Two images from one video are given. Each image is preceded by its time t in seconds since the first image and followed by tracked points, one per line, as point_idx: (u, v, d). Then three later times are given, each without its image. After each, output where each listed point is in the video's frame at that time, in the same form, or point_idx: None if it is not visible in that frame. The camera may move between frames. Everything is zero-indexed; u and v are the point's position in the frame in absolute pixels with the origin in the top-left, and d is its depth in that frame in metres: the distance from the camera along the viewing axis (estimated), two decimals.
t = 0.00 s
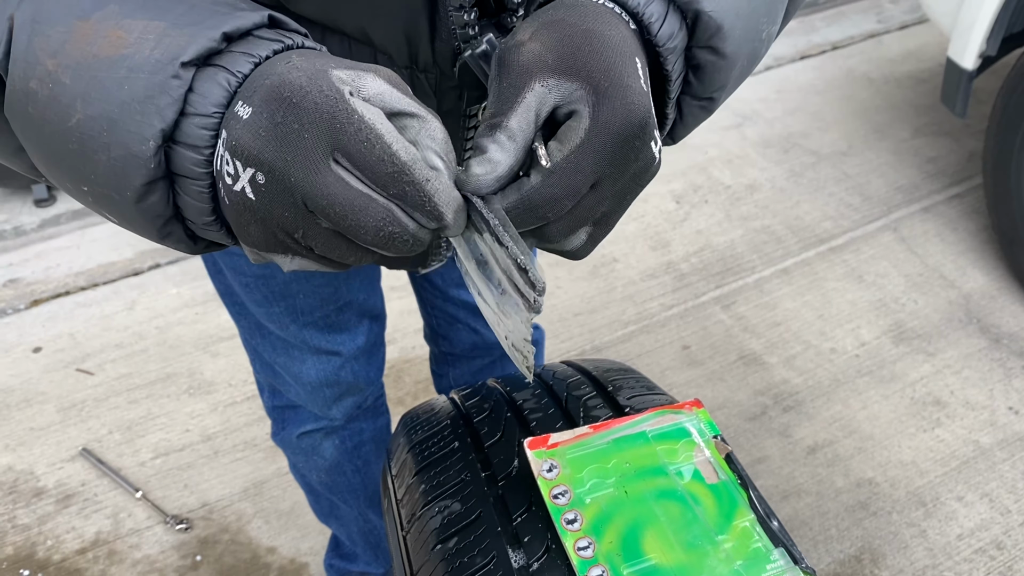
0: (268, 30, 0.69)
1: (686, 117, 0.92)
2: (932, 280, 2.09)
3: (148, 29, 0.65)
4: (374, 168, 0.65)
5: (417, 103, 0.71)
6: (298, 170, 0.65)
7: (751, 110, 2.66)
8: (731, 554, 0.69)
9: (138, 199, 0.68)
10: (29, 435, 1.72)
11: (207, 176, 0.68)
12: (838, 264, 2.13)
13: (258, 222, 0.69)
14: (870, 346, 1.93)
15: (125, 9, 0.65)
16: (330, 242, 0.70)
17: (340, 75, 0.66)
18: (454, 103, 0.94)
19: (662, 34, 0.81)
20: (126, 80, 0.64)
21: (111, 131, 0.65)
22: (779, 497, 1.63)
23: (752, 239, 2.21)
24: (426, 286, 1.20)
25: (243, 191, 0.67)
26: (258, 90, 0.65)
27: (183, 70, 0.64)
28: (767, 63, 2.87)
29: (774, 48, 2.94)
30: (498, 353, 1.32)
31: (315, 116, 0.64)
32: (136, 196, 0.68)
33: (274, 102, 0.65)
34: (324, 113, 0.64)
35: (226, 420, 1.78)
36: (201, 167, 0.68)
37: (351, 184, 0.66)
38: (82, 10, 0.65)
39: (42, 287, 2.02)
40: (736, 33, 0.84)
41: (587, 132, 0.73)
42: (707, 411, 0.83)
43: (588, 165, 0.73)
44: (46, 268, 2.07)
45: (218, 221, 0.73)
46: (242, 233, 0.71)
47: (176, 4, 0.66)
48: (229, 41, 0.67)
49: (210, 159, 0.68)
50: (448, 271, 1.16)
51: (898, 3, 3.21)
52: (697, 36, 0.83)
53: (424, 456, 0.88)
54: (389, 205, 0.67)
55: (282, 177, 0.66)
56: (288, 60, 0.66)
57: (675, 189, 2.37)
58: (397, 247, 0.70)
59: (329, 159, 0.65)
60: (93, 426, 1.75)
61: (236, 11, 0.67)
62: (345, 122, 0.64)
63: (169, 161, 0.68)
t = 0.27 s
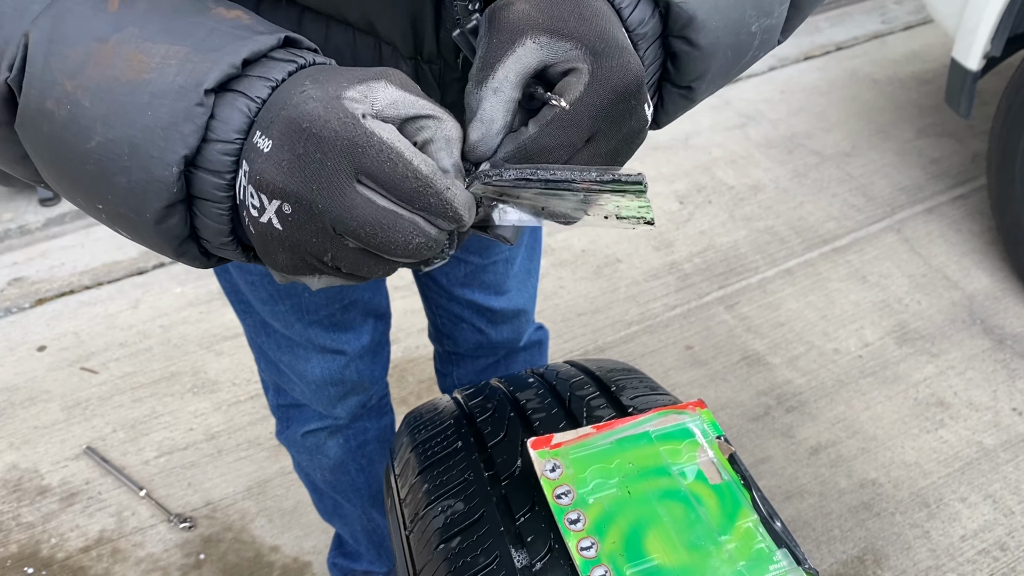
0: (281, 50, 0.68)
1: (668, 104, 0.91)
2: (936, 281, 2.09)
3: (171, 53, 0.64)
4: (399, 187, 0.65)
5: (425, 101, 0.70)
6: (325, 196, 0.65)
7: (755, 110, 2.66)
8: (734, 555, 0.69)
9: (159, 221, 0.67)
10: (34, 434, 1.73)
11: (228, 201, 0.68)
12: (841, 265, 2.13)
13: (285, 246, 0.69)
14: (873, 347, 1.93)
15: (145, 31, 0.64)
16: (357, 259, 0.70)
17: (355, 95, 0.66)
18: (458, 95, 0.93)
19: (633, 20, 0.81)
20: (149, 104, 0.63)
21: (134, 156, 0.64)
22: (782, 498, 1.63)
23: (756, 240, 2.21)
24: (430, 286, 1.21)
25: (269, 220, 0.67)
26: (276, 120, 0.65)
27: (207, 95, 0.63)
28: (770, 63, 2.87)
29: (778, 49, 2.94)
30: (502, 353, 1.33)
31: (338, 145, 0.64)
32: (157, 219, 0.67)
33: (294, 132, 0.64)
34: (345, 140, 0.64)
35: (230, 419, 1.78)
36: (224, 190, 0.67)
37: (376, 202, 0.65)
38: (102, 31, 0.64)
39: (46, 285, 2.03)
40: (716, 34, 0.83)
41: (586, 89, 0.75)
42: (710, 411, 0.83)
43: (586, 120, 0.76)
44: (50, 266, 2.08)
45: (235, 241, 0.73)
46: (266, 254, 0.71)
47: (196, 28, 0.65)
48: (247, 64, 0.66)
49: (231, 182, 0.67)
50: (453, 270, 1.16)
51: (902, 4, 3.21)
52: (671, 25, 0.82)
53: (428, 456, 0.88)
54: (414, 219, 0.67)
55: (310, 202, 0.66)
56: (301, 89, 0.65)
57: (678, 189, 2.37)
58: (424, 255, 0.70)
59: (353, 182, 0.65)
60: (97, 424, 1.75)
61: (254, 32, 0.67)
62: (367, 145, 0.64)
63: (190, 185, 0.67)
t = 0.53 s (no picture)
0: (188, 188, 0.55)
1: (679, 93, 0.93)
2: (938, 281, 2.09)
3: (65, 169, 0.51)
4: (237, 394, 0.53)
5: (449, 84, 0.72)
6: (156, 390, 0.53)
7: (758, 111, 2.66)
8: (734, 555, 0.70)
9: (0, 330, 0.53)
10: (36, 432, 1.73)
11: (77, 326, 0.53)
12: (843, 265, 2.13)
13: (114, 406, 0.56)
14: (875, 348, 1.93)
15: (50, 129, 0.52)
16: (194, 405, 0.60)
17: (227, 284, 0.53)
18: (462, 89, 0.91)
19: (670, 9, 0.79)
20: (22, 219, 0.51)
21: None
22: (783, 498, 1.63)
23: (758, 240, 2.21)
24: (433, 284, 1.21)
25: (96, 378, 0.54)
26: (131, 293, 0.51)
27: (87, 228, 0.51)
28: (773, 64, 2.87)
29: (781, 49, 2.93)
30: (504, 352, 1.33)
31: (187, 343, 0.52)
32: None
33: (140, 326, 0.51)
34: (192, 348, 0.51)
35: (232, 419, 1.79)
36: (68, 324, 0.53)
37: (202, 403, 0.53)
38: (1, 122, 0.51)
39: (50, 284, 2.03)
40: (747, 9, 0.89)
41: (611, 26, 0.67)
42: (711, 411, 0.83)
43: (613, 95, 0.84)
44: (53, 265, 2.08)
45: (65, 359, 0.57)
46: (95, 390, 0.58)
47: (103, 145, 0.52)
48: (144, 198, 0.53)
49: (87, 310, 0.53)
50: (455, 268, 1.16)
51: (905, 4, 3.20)
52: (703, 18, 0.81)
53: (428, 456, 0.88)
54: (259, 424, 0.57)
55: (139, 396, 0.53)
56: (172, 263, 0.52)
57: (680, 189, 2.37)
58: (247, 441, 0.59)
59: (187, 385, 0.53)
60: (99, 424, 1.76)
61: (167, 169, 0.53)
62: (215, 351, 0.52)
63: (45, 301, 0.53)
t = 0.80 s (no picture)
0: (276, 36, 0.66)
1: (714, 111, 0.93)
2: (940, 282, 2.09)
3: (163, 48, 0.62)
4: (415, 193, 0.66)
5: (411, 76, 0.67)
6: (346, 220, 0.67)
7: (760, 111, 2.66)
8: (733, 556, 0.70)
9: (166, 210, 0.68)
10: (39, 431, 1.74)
11: (237, 192, 0.67)
12: (845, 266, 2.13)
13: (326, 250, 0.73)
14: (877, 348, 1.93)
15: (140, 27, 0.63)
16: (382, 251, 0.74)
17: (349, 113, 0.65)
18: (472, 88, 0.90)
19: (705, 32, 0.82)
20: (145, 102, 0.62)
21: (139, 153, 0.64)
22: (784, 498, 1.63)
23: (760, 240, 2.21)
24: (435, 282, 1.21)
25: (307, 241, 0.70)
26: (284, 157, 0.64)
27: (201, 92, 0.62)
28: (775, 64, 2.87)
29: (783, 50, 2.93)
30: (505, 350, 1.33)
31: (348, 175, 0.64)
32: (166, 206, 0.68)
33: (303, 175, 0.65)
34: (354, 172, 0.64)
35: (234, 418, 1.79)
36: (233, 184, 0.66)
37: (397, 217, 0.68)
38: (97, 29, 0.63)
39: (52, 284, 2.04)
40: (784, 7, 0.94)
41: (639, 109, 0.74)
42: (710, 412, 0.83)
43: (627, 139, 0.75)
44: (56, 265, 2.09)
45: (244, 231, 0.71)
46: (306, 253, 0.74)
47: (185, 19, 0.63)
48: (241, 56, 0.64)
49: (242, 178, 0.66)
50: (456, 266, 1.17)
51: (907, 5, 3.20)
52: (735, 33, 0.84)
53: (428, 456, 0.88)
54: (440, 216, 0.69)
55: (337, 230, 0.68)
56: (297, 119, 0.64)
57: (682, 189, 2.37)
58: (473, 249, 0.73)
59: (372, 202, 0.66)
60: (102, 423, 1.76)
61: (243, 22, 0.64)
62: (380, 166, 0.64)
63: (197, 176, 0.66)
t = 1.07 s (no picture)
0: (243, 92, 0.61)
1: (690, 95, 0.92)
2: (942, 282, 2.09)
3: (124, 95, 0.58)
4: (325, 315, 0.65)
5: (341, 185, 0.62)
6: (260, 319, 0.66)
7: (762, 111, 2.66)
8: (733, 559, 0.70)
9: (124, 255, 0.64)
10: (40, 431, 1.74)
11: (189, 244, 0.63)
12: (847, 266, 2.13)
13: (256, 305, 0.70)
14: (879, 348, 1.92)
15: (108, 69, 0.59)
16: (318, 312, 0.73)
17: (264, 226, 0.60)
18: (472, 86, 0.89)
19: (672, 15, 0.82)
20: (101, 148, 0.58)
21: (96, 188, 0.60)
22: (786, 498, 1.63)
23: (761, 240, 2.21)
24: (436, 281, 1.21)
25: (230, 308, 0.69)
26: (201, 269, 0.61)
27: (152, 144, 0.58)
28: (777, 64, 2.86)
29: (785, 50, 2.93)
30: (506, 349, 1.33)
31: (255, 299, 0.62)
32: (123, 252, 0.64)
33: (213, 297, 0.62)
34: (262, 300, 0.62)
35: (235, 417, 1.79)
36: (182, 239, 0.62)
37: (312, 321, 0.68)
38: (67, 68, 0.59)
39: (54, 283, 2.04)
40: None
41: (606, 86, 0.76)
42: (712, 413, 0.83)
43: (596, 116, 0.77)
44: (57, 264, 2.09)
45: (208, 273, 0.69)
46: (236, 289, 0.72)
47: (152, 65, 0.59)
48: (203, 108, 0.59)
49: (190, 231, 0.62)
50: (456, 265, 1.16)
51: (909, 5, 3.20)
52: (706, 19, 0.83)
53: (428, 456, 0.88)
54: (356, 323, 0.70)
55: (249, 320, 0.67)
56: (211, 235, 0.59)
57: (683, 189, 2.37)
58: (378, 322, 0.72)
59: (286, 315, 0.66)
60: (103, 422, 1.76)
61: (213, 73, 0.60)
62: (283, 297, 0.62)
63: (151, 224, 0.63)
